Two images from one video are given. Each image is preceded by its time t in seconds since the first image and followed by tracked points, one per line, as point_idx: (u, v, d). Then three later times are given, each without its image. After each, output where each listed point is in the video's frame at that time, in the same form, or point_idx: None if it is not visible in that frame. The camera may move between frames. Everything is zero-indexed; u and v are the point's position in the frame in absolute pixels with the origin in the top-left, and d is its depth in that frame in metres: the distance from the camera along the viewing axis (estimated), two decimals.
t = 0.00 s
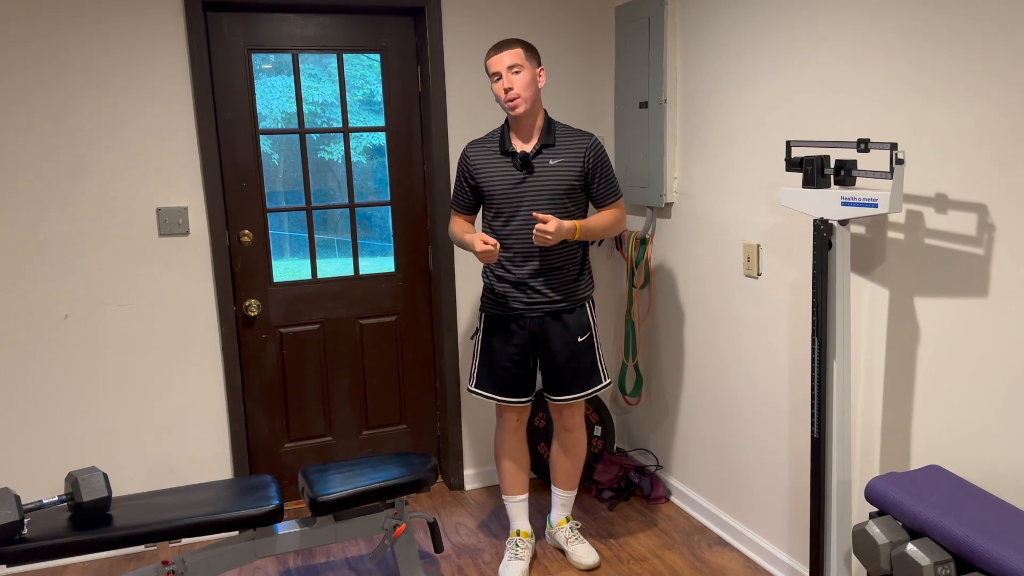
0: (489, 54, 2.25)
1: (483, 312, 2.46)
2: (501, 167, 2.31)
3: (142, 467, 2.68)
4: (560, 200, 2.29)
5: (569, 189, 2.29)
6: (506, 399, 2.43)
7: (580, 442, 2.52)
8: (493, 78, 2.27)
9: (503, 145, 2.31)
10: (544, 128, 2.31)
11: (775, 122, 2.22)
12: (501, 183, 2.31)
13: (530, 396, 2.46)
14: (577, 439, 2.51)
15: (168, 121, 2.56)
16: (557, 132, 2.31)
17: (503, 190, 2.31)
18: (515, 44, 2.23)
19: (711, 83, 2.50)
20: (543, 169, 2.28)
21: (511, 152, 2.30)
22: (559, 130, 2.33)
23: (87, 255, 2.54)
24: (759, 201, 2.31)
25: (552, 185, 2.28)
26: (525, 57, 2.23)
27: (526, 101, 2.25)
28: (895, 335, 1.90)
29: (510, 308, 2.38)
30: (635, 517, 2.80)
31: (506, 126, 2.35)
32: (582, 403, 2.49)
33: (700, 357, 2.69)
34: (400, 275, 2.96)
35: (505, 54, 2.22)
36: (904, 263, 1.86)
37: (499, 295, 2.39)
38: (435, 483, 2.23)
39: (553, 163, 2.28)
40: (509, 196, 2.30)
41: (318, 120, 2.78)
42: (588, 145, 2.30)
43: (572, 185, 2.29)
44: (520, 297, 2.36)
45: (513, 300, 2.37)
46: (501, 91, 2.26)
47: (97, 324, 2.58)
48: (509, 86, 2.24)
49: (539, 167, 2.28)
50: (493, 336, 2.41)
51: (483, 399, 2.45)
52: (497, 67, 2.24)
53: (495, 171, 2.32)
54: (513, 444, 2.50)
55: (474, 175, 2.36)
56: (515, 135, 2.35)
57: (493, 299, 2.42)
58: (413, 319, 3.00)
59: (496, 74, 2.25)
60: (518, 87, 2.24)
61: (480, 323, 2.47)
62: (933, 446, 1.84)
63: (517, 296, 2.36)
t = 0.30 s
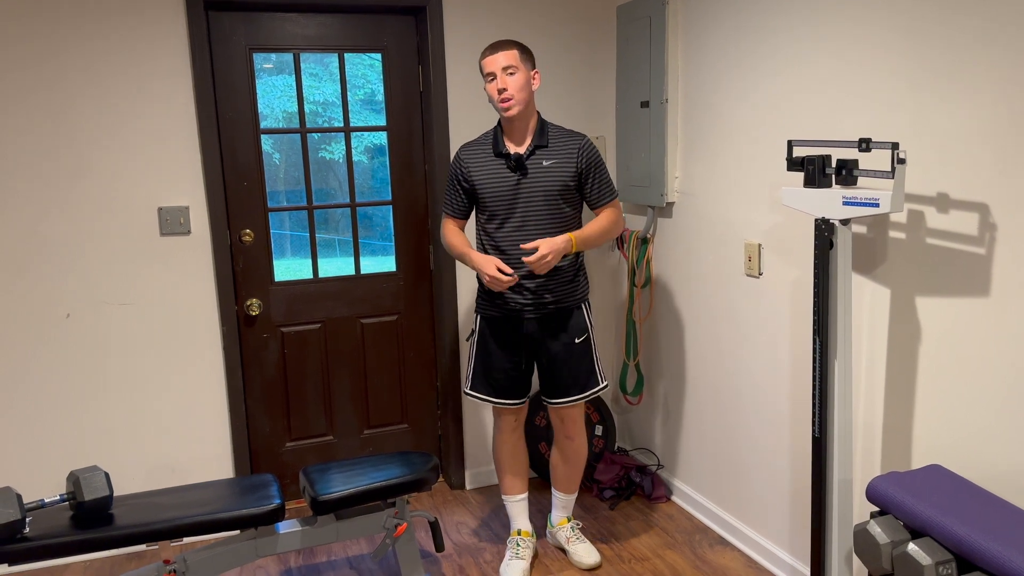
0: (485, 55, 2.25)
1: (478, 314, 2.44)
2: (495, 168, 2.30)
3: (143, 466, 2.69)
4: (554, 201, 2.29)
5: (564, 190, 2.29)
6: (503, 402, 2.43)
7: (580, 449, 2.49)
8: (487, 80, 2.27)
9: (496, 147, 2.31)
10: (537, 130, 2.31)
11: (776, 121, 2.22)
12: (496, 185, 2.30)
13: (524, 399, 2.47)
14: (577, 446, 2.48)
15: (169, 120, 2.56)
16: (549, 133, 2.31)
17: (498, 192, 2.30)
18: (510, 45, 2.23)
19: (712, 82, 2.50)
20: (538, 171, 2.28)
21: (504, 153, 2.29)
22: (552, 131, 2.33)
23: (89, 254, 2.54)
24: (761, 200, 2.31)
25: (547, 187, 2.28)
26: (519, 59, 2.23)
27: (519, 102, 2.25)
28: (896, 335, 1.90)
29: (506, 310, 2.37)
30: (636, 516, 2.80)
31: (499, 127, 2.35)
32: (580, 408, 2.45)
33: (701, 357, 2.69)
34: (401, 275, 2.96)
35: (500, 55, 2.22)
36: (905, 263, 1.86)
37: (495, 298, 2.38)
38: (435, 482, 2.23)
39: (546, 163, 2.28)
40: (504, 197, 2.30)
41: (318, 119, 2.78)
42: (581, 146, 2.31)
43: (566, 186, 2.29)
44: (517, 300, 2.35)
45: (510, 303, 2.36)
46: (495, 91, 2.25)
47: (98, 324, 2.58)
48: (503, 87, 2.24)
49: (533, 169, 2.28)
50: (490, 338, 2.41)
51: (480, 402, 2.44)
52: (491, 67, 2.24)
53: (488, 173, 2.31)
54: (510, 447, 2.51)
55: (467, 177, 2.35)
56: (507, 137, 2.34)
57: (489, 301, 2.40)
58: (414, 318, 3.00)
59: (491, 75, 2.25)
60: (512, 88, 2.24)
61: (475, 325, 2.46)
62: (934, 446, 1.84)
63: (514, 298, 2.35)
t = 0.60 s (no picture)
0: (475, 55, 2.26)
1: (472, 316, 2.43)
2: (486, 167, 2.29)
3: (144, 467, 2.69)
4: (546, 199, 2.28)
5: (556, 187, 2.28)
6: (497, 405, 2.44)
7: (580, 454, 2.48)
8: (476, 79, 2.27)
9: (487, 147, 2.30)
10: (528, 129, 2.31)
11: (777, 121, 2.22)
12: (487, 185, 2.29)
13: (519, 400, 2.47)
14: (577, 451, 2.47)
15: (169, 120, 2.56)
16: (540, 132, 2.31)
17: (490, 191, 2.29)
18: (500, 45, 2.24)
19: (712, 82, 2.50)
20: (529, 168, 2.27)
21: (495, 152, 2.28)
22: (543, 130, 2.33)
23: (89, 254, 2.54)
24: (761, 201, 2.31)
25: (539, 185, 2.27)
26: (509, 58, 2.25)
27: (509, 101, 2.25)
28: (896, 336, 1.90)
29: (500, 312, 2.36)
30: (637, 516, 2.80)
31: (491, 127, 2.35)
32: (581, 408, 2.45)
33: (702, 358, 2.69)
34: (402, 275, 2.96)
35: (490, 54, 2.23)
36: (906, 263, 1.86)
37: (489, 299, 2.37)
38: (436, 482, 2.23)
39: (538, 161, 2.28)
40: (497, 196, 2.28)
41: (319, 120, 2.78)
42: (572, 144, 2.31)
43: (559, 184, 2.28)
44: (512, 301, 2.34)
45: (504, 304, 2.35)
46: (485, 90, 2.25)
47: (99, 324, 2.58)
48: (493, 84, 2.24)
49: (525, 167, 2.27)
50: (484, 341, 2.40)
51: (475, 405, 2.45)
52: (481, 67, 2.24)
53: (480, 172, 2.30)
54: (507, 449, 2.51)
55: (458, 178, 2.33)
56: (499, 136, 2.33)
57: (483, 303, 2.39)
58: (414, 318, 3.00)
59: (481, 73, 2.25)
60: (503, 86, 2.24)
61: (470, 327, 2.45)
62: (935, 447, 1.84)
63: (507, 300, 2.35)
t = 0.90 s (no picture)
0: (463, 62, 2.26)
1: (467, 320, 2.43)
2: (478, 170, 2.29)
3: (144, 468, 2.69)
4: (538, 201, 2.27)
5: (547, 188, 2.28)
6: (492, 408, 2.43)
7: (579, 456, 2.48)
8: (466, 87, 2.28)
9: (479, 150, 2.30)
10: (520, 132, 2.31)
11: (777, 122, 2.22)
12: (479, 187, 2.28)
13: (515, 403, 2.47)
14: (576, 455, 2.47)
15: (169, 122, 2.56)
16: (532, 134, 2.31)
17: (482, 194, 2.28)
18: (488, 50, 2.25)
19: (713, 83, 2.50)
20: (521, 170, 2.27)
21: (487, 155, 2.28)
22: (535, 132, 2.33)
23: (90, 256, 2.55)
24: (761, 202, 2.31)
25: (531, 186, 2.26)
26: (498, 64, 2.26)
27: (502, 106, 2.26)
28: (896, 337, 1.90)
29: (495, 315, 2.36)
30: (638, 518, 2.80)
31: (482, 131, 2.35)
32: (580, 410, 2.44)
33: (702, 359, 2.69)
34: (402, 276, 2.96)
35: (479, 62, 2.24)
36: (906, 265, 1.86)
37: (483, 303, 2.37)
38: (436, 484, 2.23)
39: (530, 163, 2.27)
40: (489, 198, 2.28)
41: (319, 122, 2.78)
42: (564, 145, 2.32)
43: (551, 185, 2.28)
44: (506, 304, 2.34)
45: (499, 307, 2.34)
46: (476, 96, 2.25)
47: (99, 326, 2.59)
48: (484, 90, 2.24)
49: (516, 168, 2.27)
50: (479, 345, 2.40)
51: (471, 409, 2.45)
52: (471, 73, 2.25)
53: (472, 175, 2.29)
54: (504, 451, 2.51)
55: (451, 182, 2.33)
56: (490, 139, 2.34)
57: (478, 306, 2.39)
58: (414, 320, 3.00)
59: (471, 80, 2.25)
60: (494, 91, 2.25)
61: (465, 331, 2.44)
62: (935, 448, 1.84)
63: (502, 304, 2.34)
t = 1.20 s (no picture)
0: (454, 68, 2.26)
1: (463, 324, 2.43)
2: (472, 175, 2.30)
3: (144, 470, 2.69)
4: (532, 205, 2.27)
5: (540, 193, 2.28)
6: (488, 412, 2.44)
7: (579, 461, 2.47)
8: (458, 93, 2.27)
9: (472, 155, 2.30)
10: (513, 136, 2.31)
11: (777, 124, 2.22)
12: (473, 192, 2.29)
13: (511, 406, 2.47)
14: (575, 460, 2.46)
15: (170, 124, 2.56)
16: (526, 138, 2.31)
17: (476, 199, 2.29)
18: (478, 56, 2.24)
19: (713, 85, 2.50)
20: (514, 175, 2.27)
21: (480, 160, 2.29)
22: (529, 137, 2.33)
23: (90, 258, 2.55)
24: (761, 204, 2.31)
25: (524, 191, 2.27)
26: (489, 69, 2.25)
27: (494, 111, 2.25)
28: (896, 339, 1.90)
29: (490, 319, 2.36)
30: (638, 520, 2.80)
31: (476, 136, 2.35)
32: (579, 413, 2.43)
33: (703, 361, 2.69)
34: (403, 278, 2.96)
35: (469, 68, 2.23)
36: (906, 267, 1.86)
37: (478, 307, 2.37)
38: (436, 486, 2.23)
39: (524, 168, 2.27)
40: (483, 204, 2.28)
41: (319, 124, 2.79)
42: (559, 148, 2.31)
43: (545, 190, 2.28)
44: (501, 308, 2.34)
45: (494, 311, 2.35)
46: (468, 102, 2.25)
47: (99, 328, 2.59)
48: (476, 97, 2.24)
49: (509, 174, 2.27)
50: (475, 348, 2.40)
51: (468, 413, 2.45)
52: (462, 79, 2.24)
53: (466, 180, 2.30)
54: (502, 454, 2.51)
55: (445, 187, 2.34)
56: (484, 144, 2.34)
57: (473, 310, 2.39)
58: (414, 322, 3.00)
59: (462, 87, 2.25)
60: (485, 97, 2.24)
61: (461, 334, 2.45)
62: (936, 451, 1.84)
63: (497, 307, 2.34)
